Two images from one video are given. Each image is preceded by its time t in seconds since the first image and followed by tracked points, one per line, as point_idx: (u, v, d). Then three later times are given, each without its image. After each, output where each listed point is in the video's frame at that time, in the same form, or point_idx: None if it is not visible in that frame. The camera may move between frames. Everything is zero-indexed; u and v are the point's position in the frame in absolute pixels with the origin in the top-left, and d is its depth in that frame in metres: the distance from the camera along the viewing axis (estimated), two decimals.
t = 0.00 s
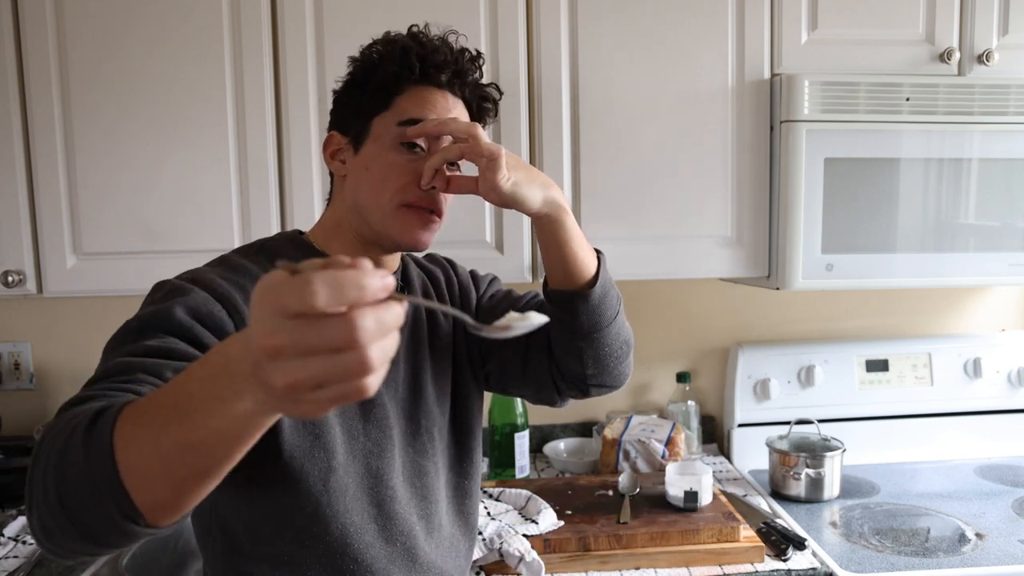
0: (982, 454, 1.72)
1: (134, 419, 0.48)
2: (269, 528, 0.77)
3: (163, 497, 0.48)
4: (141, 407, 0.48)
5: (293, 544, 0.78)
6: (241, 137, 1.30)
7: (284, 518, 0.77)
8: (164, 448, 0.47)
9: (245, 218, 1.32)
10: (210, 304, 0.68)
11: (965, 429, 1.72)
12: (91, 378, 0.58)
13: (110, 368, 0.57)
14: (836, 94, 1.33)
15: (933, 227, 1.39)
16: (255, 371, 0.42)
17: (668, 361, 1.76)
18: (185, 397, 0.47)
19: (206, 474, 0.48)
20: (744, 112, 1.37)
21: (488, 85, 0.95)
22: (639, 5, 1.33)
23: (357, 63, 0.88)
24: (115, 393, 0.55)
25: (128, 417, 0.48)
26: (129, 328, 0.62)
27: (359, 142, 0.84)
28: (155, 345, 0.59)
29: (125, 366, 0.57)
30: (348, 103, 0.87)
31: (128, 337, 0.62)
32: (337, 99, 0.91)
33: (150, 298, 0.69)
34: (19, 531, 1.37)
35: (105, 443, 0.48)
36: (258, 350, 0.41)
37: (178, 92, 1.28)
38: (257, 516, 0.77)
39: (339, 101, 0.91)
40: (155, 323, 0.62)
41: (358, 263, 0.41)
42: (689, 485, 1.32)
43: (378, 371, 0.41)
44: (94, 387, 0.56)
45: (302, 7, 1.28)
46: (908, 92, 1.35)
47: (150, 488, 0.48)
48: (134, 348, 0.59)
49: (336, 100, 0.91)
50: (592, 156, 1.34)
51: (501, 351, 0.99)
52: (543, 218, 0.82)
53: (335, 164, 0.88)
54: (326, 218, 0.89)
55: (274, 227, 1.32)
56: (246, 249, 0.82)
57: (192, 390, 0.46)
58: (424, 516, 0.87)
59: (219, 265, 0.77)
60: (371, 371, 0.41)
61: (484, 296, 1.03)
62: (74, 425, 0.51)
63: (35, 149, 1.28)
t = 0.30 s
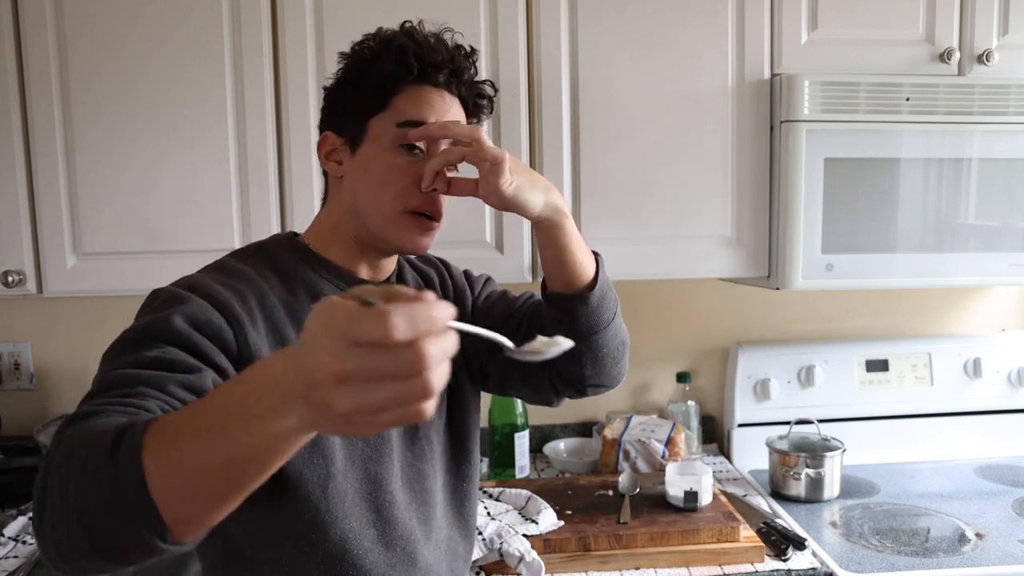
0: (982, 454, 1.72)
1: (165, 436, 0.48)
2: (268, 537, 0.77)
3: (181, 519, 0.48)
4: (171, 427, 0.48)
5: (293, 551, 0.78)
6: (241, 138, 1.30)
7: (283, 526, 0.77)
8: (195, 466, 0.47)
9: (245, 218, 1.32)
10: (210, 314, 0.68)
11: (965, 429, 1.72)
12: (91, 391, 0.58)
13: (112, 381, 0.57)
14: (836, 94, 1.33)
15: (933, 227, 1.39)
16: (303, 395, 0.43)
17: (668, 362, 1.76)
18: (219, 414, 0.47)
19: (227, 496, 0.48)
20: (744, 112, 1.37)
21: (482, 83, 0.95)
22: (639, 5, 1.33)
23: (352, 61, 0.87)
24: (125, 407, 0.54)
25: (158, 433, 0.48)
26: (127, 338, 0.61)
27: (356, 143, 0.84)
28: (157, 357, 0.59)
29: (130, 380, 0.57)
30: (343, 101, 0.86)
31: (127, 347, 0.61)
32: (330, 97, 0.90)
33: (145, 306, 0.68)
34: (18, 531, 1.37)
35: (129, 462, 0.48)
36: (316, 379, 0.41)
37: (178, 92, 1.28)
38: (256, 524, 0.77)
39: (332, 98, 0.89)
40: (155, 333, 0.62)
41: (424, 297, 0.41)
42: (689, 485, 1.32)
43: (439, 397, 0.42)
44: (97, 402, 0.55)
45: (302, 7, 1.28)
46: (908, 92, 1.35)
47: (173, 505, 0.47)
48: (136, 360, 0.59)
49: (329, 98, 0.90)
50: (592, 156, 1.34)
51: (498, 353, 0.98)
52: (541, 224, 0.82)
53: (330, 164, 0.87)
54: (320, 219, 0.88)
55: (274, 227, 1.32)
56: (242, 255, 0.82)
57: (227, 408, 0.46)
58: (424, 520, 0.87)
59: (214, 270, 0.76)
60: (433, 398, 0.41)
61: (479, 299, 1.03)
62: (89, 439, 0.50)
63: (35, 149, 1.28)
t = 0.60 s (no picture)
0: (982, 454, 1.72)
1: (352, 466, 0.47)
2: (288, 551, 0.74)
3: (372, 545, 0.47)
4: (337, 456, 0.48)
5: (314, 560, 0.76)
6: (241, 138, 1.30)
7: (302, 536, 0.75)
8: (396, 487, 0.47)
9: (245, 219, 1.32)
10: (244, 339, 0.62)
11: (965, 429, 1.72)
12: (149, 446, 0.52)
13: (181, 425, 0.52)
14: (836, 94, 1.33)
15: (933, 227, 1.39)
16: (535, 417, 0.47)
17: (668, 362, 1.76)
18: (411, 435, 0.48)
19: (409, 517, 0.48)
20: (744, 112, 1.36)
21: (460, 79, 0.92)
22: (638, 5, 1.33)
23: (335, 56, 0.80)
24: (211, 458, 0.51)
25: (338, 470, 0.47)
26: (162, 377, 0.56)
27: (350, 146, 0.79)
28: (211, 393, 0.55)
29: (202, 421, 0.53)
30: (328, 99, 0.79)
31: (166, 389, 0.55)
32: (303, 90, 0.82)
33: (158, 339, 0.60)
34: (19, 531, 1.37)
35: (271, 514, 0.46)
36: (554, 399, 0.47)
37: (178, 93, 1.28)
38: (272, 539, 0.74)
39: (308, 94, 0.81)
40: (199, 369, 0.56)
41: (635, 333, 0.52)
42: (689, 485, 1.32)
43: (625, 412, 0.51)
44: (171, 457, 0.51)
45: (302, 7, 1.28)
46: (908, 92, 1.35)
47: (365, 530, 0.46)
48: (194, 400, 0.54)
49: (303, 90, 0.82)
50: (592, 156, 1.34)
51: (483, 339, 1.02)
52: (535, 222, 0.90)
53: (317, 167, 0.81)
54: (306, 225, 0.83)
55: (274, 227, 1.32)
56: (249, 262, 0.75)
57: (419, 435, 0.47)
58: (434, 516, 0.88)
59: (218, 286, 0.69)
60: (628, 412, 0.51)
61: (457, 288, 1.03)
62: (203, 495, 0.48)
63: (35, 149, 1.28)
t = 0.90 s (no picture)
0: (982, 454, 1.72)
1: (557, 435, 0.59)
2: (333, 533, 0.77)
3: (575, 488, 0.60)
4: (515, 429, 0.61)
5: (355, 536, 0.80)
6: (241, 138, 1.30)
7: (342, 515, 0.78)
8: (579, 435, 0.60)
9: (245, 219, 1.31)
10: (338, 342, 0.62)
11: (965, 429, 1.72)
12: (305, 466, 0.54)
13: (351, 438, 0.55)
14: (836, 95, 1.33)
15: (933, 227, 1.39)
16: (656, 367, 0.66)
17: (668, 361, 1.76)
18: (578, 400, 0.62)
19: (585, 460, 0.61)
20: (745, 112, 1.36)
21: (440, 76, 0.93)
22: (638, 5, 1.33)
23: (341, 54, 0.76)
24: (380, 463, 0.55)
25: (536, 438, 0.59)
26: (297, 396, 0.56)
27: (368, 146, 0.77)
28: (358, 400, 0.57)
29: (367, 430, 0.56)
30: (339, 97, 0.76)
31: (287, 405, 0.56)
32: (301, 87, 0.77)
33: (245, 358, 0.58)
34: (19, 531, 1.35)
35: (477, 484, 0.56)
36: (669, 355, 0.66)
37: (177, 93, 1.28)
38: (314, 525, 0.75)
39: (313, 90, 0.76)
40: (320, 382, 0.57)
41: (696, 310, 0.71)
42: (689, 485, 1.32)
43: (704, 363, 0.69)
44: (336, 469, 0.54)
45: (302, 7, 1.28)
46: (908, 92, 1.35)
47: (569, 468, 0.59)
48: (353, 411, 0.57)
49: (301, 88, 0.77)
50: (593, 157, 1.34)
51: (454, 324, 1.06)
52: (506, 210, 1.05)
53: (331, 167, 0.77)
54: (313, 225, 0.81)
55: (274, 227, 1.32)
56: (278, 262, 0.71)
57: (580, 393, 0.63)
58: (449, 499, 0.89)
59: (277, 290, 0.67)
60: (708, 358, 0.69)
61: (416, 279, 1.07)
62: (391, 495, 0.54)
63: (35, 149, 1.28)
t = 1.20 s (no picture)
0: (982, 454, 1.72)
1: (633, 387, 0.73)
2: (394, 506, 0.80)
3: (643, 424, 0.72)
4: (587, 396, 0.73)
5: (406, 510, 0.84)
6: (241, 137, 1.30)
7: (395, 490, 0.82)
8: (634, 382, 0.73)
9: (245, 219, 1.31)
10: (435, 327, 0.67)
11: (965, 429, 1.72)
12: (456, 446, 0.59)
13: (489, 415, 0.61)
14: (836, 95, 1.33)
15: (933, 227, 1.39)
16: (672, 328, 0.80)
17: (669, 361, 1.76)
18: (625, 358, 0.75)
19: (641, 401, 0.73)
20: (745, 112, 1.36)
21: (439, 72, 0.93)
22: (638, 5, 1.33)
23: (375, 49, 0.75)
24: (516, 435, 0.62)
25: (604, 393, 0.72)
26: (431, 380, 0.61)
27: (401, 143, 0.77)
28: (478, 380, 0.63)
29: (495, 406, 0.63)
30: (372, 93, 0.75)
31: (423, 389, 0.60)
32: (330, 80, 0.75)
33: (370, 353, 0.60)
34: (18, 531, 1.34)
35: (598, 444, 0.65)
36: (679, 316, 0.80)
37: (178, 92, 1.28)
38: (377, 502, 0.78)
39: (345, 84, 0.75)
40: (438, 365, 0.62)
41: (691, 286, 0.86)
42: (689, 485, 1.31)
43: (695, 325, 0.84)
44: (484, 444, 0.60)
45: (302, 7, 1.28)
46: (908, 92, 1.35)
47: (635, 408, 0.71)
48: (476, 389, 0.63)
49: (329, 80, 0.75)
50: (592, 157, 1.34)
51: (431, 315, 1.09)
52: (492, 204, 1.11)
53: (366, 163, 0.76)
54: (339, 222, 0.80)
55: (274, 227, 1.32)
56: (332, 256, 0.72)
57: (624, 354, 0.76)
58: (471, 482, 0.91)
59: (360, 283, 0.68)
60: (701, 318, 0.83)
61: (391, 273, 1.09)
62: (538, 461, 0.62)
63: (35, 148, 1.28)
